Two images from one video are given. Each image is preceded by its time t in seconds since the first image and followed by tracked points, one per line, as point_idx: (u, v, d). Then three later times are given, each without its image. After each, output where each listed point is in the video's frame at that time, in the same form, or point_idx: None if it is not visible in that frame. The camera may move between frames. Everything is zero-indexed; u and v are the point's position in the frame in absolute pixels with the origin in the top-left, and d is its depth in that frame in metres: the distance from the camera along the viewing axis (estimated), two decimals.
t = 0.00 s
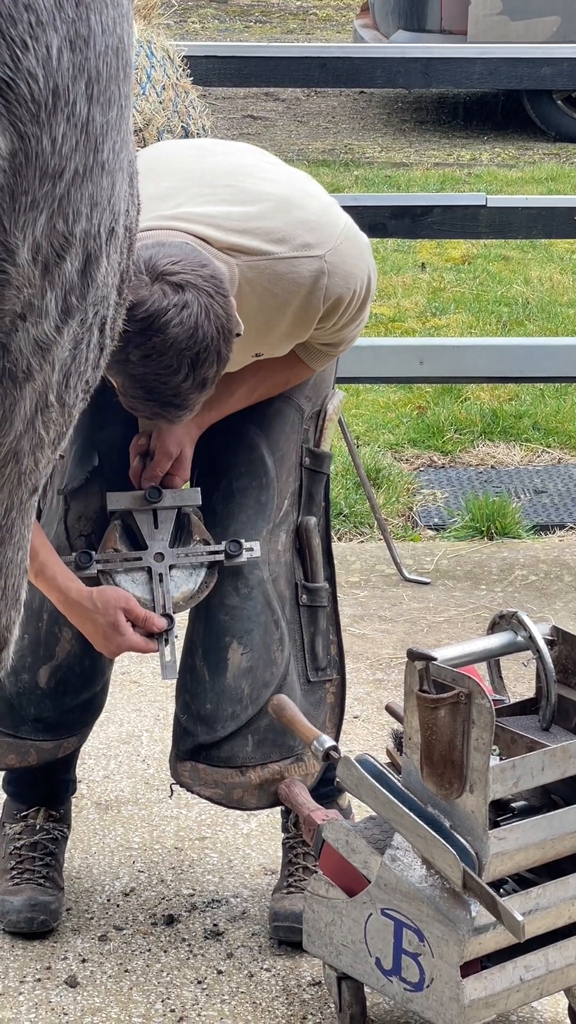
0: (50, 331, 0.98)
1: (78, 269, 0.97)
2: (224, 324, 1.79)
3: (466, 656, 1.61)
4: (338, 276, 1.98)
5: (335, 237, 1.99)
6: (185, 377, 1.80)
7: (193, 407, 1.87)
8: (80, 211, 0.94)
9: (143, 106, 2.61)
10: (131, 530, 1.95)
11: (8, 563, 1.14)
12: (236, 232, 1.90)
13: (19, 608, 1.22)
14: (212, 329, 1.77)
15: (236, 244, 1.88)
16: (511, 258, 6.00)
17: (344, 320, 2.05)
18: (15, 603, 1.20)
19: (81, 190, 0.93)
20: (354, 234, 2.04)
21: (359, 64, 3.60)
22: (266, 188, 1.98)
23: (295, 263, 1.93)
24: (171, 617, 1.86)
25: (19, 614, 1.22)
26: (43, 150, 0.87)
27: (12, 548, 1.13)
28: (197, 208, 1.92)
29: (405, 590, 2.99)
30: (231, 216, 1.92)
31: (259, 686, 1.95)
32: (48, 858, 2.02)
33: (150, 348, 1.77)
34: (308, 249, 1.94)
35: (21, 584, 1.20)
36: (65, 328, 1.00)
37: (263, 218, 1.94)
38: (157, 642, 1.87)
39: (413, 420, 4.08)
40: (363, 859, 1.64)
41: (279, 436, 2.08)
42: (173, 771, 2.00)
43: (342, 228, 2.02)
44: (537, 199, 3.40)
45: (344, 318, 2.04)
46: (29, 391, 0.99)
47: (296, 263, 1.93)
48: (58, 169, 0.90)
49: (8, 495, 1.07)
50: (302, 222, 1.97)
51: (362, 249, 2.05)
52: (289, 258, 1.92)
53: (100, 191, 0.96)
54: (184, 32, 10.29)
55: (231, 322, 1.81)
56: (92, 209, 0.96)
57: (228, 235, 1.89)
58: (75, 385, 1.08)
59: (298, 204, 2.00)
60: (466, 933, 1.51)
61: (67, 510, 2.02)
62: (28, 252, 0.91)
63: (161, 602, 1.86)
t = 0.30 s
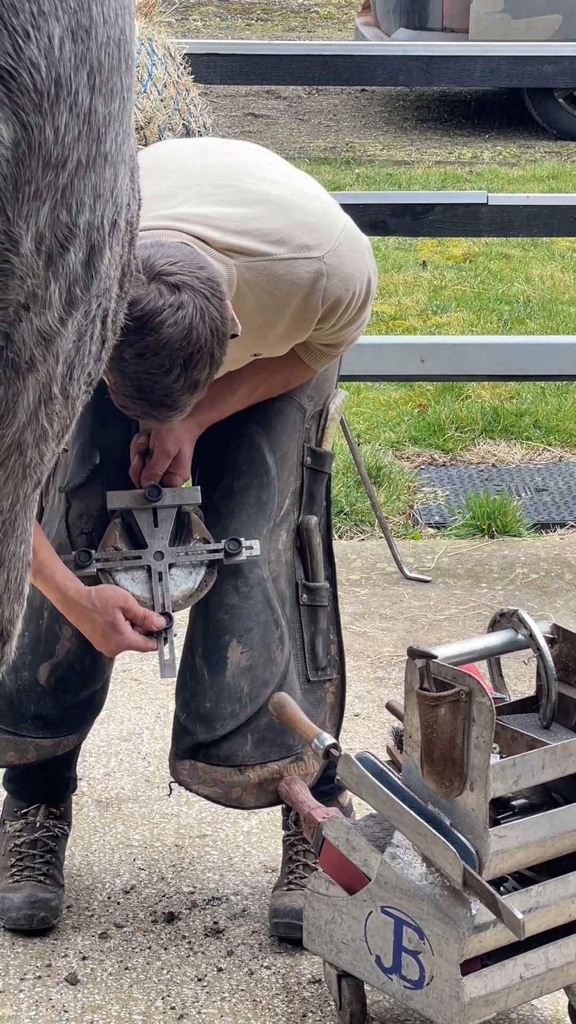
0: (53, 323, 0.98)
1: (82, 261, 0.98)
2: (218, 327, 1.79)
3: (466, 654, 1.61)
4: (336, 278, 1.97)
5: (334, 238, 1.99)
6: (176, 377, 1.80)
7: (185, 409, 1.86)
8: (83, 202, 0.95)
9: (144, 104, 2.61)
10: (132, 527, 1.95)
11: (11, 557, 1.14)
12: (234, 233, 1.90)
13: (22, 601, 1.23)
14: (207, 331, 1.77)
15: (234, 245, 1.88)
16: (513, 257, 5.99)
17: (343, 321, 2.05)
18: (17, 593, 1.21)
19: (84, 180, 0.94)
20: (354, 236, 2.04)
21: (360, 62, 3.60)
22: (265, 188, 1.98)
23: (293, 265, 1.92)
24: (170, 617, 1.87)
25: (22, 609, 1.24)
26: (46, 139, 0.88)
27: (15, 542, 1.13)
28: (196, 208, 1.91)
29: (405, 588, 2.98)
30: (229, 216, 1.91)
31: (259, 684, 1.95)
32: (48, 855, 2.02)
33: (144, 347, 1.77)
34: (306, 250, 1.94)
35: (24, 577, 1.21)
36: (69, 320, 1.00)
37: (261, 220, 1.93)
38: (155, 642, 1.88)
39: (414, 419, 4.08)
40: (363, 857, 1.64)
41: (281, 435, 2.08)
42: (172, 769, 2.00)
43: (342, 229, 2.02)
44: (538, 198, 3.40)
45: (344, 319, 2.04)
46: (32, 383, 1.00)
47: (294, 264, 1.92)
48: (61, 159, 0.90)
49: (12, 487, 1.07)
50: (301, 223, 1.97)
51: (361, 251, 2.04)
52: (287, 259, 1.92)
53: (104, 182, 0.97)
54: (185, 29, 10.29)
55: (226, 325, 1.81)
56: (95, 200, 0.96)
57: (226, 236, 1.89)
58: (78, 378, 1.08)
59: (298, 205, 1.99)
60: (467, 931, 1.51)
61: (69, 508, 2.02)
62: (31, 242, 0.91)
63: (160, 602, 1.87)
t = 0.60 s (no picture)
0: (51, 315, 1.01)
1: (79, 253, 1.00)
2: (210, 329, 1.77)
3: (467, 653, 1.61)
4: (333, 280, 1.97)
5: (332, 239, 1.98)
6: (167, 378, 1.79)
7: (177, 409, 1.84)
8: (78, 194, 0.97)
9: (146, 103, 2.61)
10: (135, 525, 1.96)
11: (11, 553, 1.18)
12: (232, 235, 1.90)
13: (24, 600, 1.28)
14: (198, 333, 1.76)
15: (231, 247, 1.88)
16: (515, 257, 5.98)
17: (342, 323, 2.05)
18: (18, 590, 1.24)
19: (79, 171, 0.96)
20: (354, 238, 2.03)
21: (363, 62, 3.60)
22: (262, 189, 1.97)
23: (289, 268, 1.92)
24: (171, 616, 1.88)
25: (22, 606, 1.28)
26: (37, 128, 0.91)
27: (14, 539, 1.17)
28: (194, 208, 1.92)
29: (407, 587, 2.98)
30: (227, 218, 1.91)
31: (261, 683, 1.95)
32: (49, 853, 2.02)
33: (134, 348, 1.76)
34: (303, 253, 1.94)
35: (25, 576, 1.25)
36: (68, 313, 1.03)
37: (258, 221, 1.93)
38: (155, 639, 1.88)
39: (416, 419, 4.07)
40: (364, 855, 1.64)
41: (284, 434, 2.07)
42: (174, 767, 2.00)
43: (341, 231, 2.01)
44: (540, 197, 3.40)
45: (342, 321, 2.04)
46: (30, 375, 1.02)
47: (290, 267, 1.92)
48: (53, 149, 0.93)
49: (14, 482, 1.10)
50: (298, 224, 1.96)
51: (360, 251, 2.04)
52: (283, 262, 1.92)
53: (99, 175, 0.99)
54: (187, 28, 10.27)
55: (219, 327, 1.79)
56: (91, 192, 0.99)
57: (222, 237, 1.89)
58: (79, 374, 1.11)
59: (297, 206, 1.99)
60: (468, 929, 1.51)
61: (72, 506, 2.02)
62: (25, 233, 0.94)
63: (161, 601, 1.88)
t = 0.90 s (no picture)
0: (47, 304, 0.99)
1: (76, 244, 0.99)
2: (217, 327, 1.78)
3: (469, 653, 1.61)
4: (337, 279, 1.97)
5: (335, 238, 1.98)
6: (174, 376, 1.78)
7: (184, 407, 1.84)
8: (73, 183, 0.96)
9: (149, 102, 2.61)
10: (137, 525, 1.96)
11: (11, 543, 1.15)
12: (235, 235, 1.90)
13: (25, 586, 1.24)
14: (205, 330, 1.76)
15: (234, 247, 1.88)
16: (518, 256, 5.98)
17: (345, 322, 2.04)
18: (20, 581, 1.21)
19: (73, 161, 0.95)
20: (357, 237, 2.04)
21: (366, 61, 3.60)
22: (265, 189, 1.97)
23: (293, 267, 1.92)
24: (174, 615, 1.87)
25: (24, 594, 1.24)
26: (32, 118, 0.90)
27: (14, 528, 1.13)
28: (195, 209, 1.92)
29: (410, 587, 2.98)
30: (229, 218, 1.91)
31: (263, 682, 1.95)
32: (52, 852, 2.02)
33: (141, 346, 1.75)
34: (307, 252, 1.94)
35: (28, 565, 1.21)
36: (65, 302, 1.01)
37: (261, 221, 1.93)
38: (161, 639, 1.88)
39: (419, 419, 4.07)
40: (367, 855, 1.64)
41: (286, 434, 2.07)
42: (176, 767, 2.00)
43: (344, 230, 2.01)
44: (543, 197, 3.40)
45: (346, 320, 2.04)
46: (26, 363, 1.01)
47: (294, 266, 1.92)
48: (47, 138, 0.92)
49: (13, 472, 1.08)
50: (300, 224, 1.96)
51: (363, 250, 2.04)
52: (287, 261, 1.92)
53: (95, 164, 0.97)
54: (190, 27, 10.27)
55: (225, 325, 1.79)
56: (87, 182, 0.97)
57: (226, 237, 1.88)
58: (80, 365, 1.08)
59: (300, 206, 1.99)
60: (470, 929, 1.51)
61: (75, 505, 2.02)
62: (19, 221, 0.93)
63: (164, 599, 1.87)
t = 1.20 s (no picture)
0: (57, 302, 0.99)
1: (86, 243, 0.99)
2: (221, 322, 1.78)
3: (475, 654, 1.61)
4: (340, 278, 1.96)
5: (338, 239, 1.98)
6: (178, 370, 1.78)
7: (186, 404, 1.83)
8: (83, 182, 0.96)
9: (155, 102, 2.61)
10: (142, 525, 1.96)
11: (20, 539, 1.16)
12: (238, 233, 1.89)
13: (35, 584, 1.25)
14: (209, 326, 1.76)
15: (236, 245, 1.87)
16: (523, 257, 5.99)
17: (349, 321, 2.04)
18: (29, 576, 1.23)
19: (83, 160, 0.95)
20: (359, 237, 2.03)
21: (372, 62, 3.60)
22: (268, 189, 1.97)
23: (296, 265, 1.92)
24: (178, 614, 1.88)
25: (33, 591, 1.25)
26: (42, 117, 0.91)
27: (24, 524, 1.15)
28: (197, 209, 1.92)
29: (415, 588, 2.98)
30: (231, 217, 1.91)
31: (268, 682, 1.95)
32: (56, 852, 2.02)
33: (145, 338, 1.74)
34: (310, 250, 1.93)
35: (36, 561, 1.23)
36: (76, 300, 1.01)
37: (263, 221, 1.93)
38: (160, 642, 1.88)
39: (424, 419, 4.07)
40: (372, 855, 1.64)
41: (290, 434, 2.07)
42: (181, 766, 2.00)
43: (346, 230, 2.01)
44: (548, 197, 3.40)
45: (349, 319, 2.03)
46: (37, 360, 1.01)
47: (297, 265, 1.92)
48: (57, 137, 0.92)
49: (24, 470, 1.09)
50: (304, 224, 1.96)
51: (366, 251, 2.04)
52: (290, 260, 1.91)
53: (106, 164, 0.97)
54: (195, 27, 10.27)
55: (229, 322, 1.79)
56: (97, 181, 0.97)
57: (229, 236, 1.88)
58: (90, 363, 1.08)
59: (303, 206, 1.99)
60: (475, 930, 1.51)
61: (79, 506, 2.03)
62: (29, 219, 0.93)
63: (167, 599, 1.87)
